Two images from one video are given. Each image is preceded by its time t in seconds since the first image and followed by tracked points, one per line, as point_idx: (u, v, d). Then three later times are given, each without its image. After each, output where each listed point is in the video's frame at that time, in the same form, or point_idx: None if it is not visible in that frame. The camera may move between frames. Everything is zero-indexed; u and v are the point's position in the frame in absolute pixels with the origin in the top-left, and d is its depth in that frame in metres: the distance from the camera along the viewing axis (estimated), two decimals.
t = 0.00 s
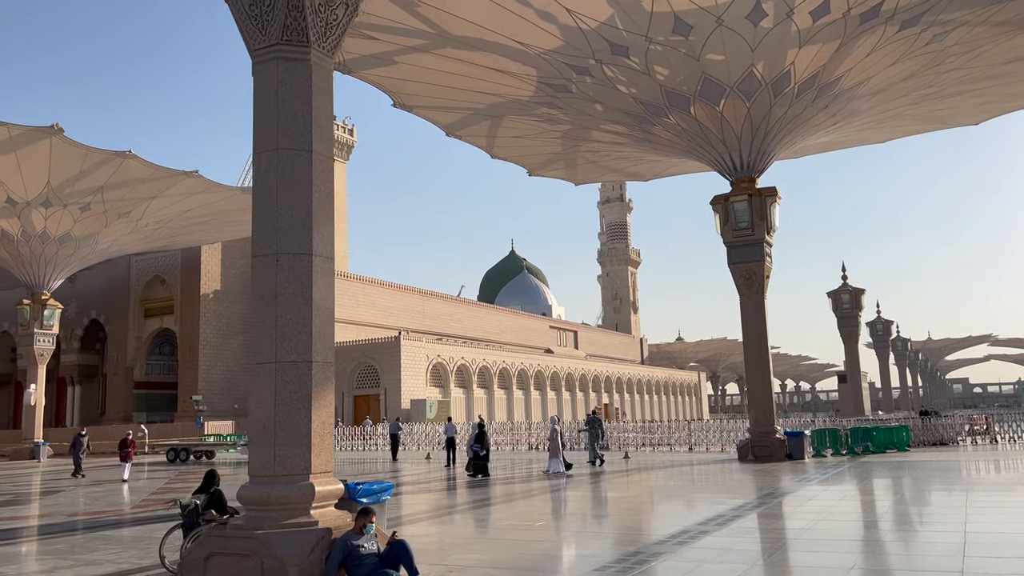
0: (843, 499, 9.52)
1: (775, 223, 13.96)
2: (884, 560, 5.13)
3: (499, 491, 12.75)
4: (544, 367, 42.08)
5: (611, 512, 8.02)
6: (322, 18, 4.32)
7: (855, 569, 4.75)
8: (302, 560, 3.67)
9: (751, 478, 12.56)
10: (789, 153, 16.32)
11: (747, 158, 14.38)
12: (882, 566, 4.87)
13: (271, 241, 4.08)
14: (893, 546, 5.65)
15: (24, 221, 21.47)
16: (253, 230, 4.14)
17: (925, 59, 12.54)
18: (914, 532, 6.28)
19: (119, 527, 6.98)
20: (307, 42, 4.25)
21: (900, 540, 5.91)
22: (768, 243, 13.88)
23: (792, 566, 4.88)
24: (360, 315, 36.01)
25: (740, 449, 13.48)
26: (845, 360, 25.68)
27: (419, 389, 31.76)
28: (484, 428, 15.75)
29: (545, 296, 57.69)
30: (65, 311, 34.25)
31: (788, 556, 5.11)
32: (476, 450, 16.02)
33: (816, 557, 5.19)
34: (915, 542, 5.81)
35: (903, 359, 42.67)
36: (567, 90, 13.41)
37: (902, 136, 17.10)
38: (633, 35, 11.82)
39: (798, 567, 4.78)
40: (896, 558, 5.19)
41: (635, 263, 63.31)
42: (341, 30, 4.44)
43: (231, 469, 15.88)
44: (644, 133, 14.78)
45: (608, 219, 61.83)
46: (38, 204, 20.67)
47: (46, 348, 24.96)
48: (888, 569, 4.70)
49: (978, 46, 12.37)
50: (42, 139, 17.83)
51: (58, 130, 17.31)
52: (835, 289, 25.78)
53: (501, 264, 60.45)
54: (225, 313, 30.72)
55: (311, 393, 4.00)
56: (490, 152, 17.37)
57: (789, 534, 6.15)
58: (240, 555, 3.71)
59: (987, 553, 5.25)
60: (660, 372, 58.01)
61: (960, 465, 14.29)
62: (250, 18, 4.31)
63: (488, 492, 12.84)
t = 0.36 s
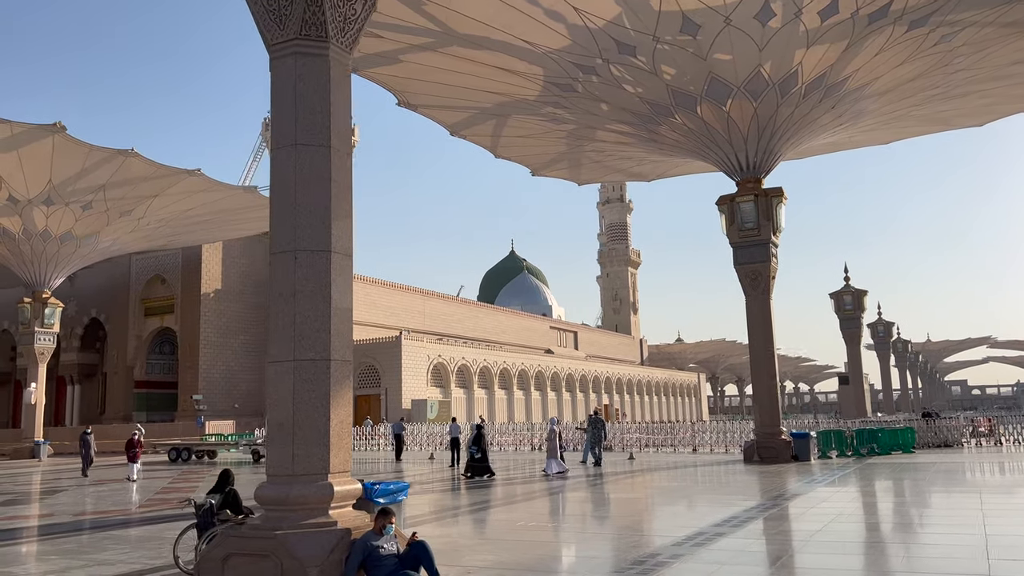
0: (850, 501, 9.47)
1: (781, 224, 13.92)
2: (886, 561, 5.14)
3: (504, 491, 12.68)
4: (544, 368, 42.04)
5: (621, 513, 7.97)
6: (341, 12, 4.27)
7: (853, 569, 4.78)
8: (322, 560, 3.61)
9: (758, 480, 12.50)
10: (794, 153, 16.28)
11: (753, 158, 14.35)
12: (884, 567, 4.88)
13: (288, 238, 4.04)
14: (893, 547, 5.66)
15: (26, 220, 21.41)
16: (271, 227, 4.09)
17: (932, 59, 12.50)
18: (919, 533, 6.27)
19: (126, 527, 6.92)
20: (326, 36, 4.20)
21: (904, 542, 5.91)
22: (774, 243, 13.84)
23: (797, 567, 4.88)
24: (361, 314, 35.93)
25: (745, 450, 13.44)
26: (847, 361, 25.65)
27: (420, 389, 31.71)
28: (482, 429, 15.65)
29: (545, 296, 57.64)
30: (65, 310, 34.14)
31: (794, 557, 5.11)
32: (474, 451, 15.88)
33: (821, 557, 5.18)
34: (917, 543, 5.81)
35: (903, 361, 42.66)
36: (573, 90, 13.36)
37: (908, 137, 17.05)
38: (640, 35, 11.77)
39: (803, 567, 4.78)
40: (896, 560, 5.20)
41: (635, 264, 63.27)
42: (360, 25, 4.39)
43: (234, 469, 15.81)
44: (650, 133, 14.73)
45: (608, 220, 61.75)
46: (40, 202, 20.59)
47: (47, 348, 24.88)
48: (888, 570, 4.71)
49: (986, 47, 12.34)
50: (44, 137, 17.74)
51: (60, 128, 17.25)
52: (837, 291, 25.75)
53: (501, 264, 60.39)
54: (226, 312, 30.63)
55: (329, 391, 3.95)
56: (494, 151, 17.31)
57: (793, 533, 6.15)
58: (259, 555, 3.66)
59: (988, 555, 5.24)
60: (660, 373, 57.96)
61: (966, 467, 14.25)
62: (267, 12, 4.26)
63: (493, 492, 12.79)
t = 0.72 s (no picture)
0: (859, 501, 9.42)
1: (786, 223, 13.88)
2: (890, 561, 5.13)
3: (509, 491, 12.62)
4: (544, 368, 41.98)
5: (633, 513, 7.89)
6: (360, 6, 4.23)
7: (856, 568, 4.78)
8: (344, 561, 3.56)
9: (765, 480, 12.44)
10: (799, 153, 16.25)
11: (759, 157, 14.31)
12: (887, 567, 4.88)
13: (308, 234, 3.99)
14: (898, 547, 5.65)
15: (27, 218, 21.34)
16: (290, 223, 4.04)
17: (940, 58, 12.46)
18: (925, 533, 6.25)
19: (134, 527, 6.85)
20: (345, 30, 4.15)
21: (909, 541, 5.90)
22: (780, 242, 13.80)
23: (805, 566, 4.86)
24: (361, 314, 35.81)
25: (751, 450, 13.41)
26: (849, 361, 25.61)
27: (420, 388, 31.64)
28: (479, 429, 15.56)
29: (545, 296, 57.58)
30: (65, 309, 34.04)
31: (802, 557, 5.10)
32: (472, 451, 15.75)
33: (828, 557, 5.17)
34: (923, 543, 5.79)
35: (903, 362, 42.65)
36: (579, 88, 13.31)
37: (912, 136, 17.00)
38: (648, 32, 11.72)
39: (808, 567, 4.77)
40: (900, 559, 5.19)
41: (634, 264, 63.24)
42: (378, 20, 4.35)
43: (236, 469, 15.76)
44: (656, 132, 14.69)
45: (608, 220, 61.69)
46: (41, 200, 20.53)
47: (48, 346, 24.80)
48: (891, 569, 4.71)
49: (993, 46, 12.30)
50: (47, 135, 17.68)
51: (62, 126, 17.16)
52: (840, 291, 25.71)
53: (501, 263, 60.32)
54: (226, 311, 30.52)
55: (350, 389, 3.90)
56: (498, 151, 17.26)
57: (800, 532, 6.13)
58: (281, 556, 3.60)
59: (995, 555, 5.21)
60: (660, 373, 57.94)
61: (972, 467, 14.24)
62: (285, 5, 4.20)
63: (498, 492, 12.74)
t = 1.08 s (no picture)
0: (869, 499, 9.38)
1: (793, 221, 13.84)
2: (894, 559, 5.09)
3: (515, 491, 12.57)
4: (545, 367, 41.94)
5: (645, 511, 7.86)
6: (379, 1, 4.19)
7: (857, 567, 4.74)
8: (369, 561, 3.51)
9: (773, 479, 12.36)
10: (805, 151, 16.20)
11: (765, 155, 14.27)
12: (890, 565, 4.84)
13: (328, 230, 3.96)
14: (904, 546, 5.60)
15: (29, 217, 21.28)
16: (310, 219, 4.01)
17: (947, 55, 12.42)
18: (935, 532, 6.18)
19: (145, 527, 6.80)
20: (365, 25, 4.11)
21: (916, 540, 5.84)
22: (786, 241, 13.76)
23: (819, 566, 4.83)
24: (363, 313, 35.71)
25: (758, 449, 13.37)
26: (852, 360, 25.58)
27: (422, 387, 31.59)
28: (479, 428, 15.44)
29: (546, 295, 57.55)
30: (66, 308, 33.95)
31: (810, 556, 5.06)
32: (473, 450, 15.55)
33: (835, 556, 5.13)
34: (931, 542, 5.74)
35: (904, 360, 42.62)
36: (585, 86, 13.26)
37: (918, 134, 16.95)
38: (655, 30, 11.68)
39: (813, 566, 4.73)
40: (903, 558, 5.16)
41: (634, 262, 63.21)
42: (397, 14, 4.31)
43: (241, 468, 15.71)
44: (661, 130, 14.66)
45: (608, 218, 61.64)
46: (43, 199, 20.46)
47: (49, 345, 24.74)
48: (893, 568, 4.66)
49: (1000, 43, 12.25)
50: (48, 133, 17.60)
51: (65, 124, 17.10)
52: (843, 289, 25.68)
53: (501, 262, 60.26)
54: (227, 310, 30.46)
55: (371, 388, 3.87)
56: (501, 149, 17.20)
57: (810, 531, 6.09)
58: (303, 557, 3.55)
59: (1009, 554, 5.17)
60: (660, 372, 57.89)
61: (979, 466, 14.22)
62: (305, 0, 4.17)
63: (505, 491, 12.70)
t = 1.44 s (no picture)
0: (881, 497, 9.35)
1: (800, 219, 13.81)
2: (897, 557, 5.05)
3: (523, 489, 12.54)
4: (547, 365, 41.92)
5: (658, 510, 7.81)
6: None
7: (859, 566, 4.70)
8: (396, 559, 3.48)
9: (781, 478, 12.31)
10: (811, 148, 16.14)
11: (773, 152, 14.22)
12: (894, 564, 4.80)
13: (351, 226, 3.92)
14: (906, 543, 5.56)
15: (31, 215, 21.24)
16: (331, 215, 3.97)
17: (955, 52, 12.37)
18: (944, 530, 6.13)
19: (157, 527, 6.76)
20: (387, 19, 4.07)
21: (927, 537, 5.79)
22: (794, 238, 13.73)
23: (834, 564, 4.78)
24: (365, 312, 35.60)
25: (765, 447, 13.34)
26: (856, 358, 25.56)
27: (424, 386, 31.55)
28: (479, 426, 15.24)
29: (547, 294, 57.53)
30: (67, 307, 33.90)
31: (817, 554, 5.01)
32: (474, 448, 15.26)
33: (842, 554, 5.08)
34: (935, 539, 5.70)
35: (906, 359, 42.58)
36: (591, 83, 13.21)
37: (924, 131, 16.90)
38: (663, 27, 11.65)
39: (826, 565, 4.68)
40: (906, 555, 5.11)
41: (635, 261, 63.17)
42: (417, 9, 4.26)
43: (246, 468, 15.67)
44: (668, 127, 14.61)
45: (609, 217, 61.60)
46: (46, 198, 20.41)
47: (52, 344, 24.73)
48: (895, 567, 4.62)
49: (1009, 40, 12.21)
50: (52, 132, 17.55)
51: (68, 123, 17.04)
52: (846, 287, 25.63)
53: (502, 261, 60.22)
54: (229, 309, 30.40)
55: (395, 385, 3.83)
56: (506, 147, 17.14)
57: (823, 529, 6.05)
58: (329, 555, 3.52)
59: None
60: (662, 370, 57.86)
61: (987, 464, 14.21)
62: None
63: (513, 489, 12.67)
